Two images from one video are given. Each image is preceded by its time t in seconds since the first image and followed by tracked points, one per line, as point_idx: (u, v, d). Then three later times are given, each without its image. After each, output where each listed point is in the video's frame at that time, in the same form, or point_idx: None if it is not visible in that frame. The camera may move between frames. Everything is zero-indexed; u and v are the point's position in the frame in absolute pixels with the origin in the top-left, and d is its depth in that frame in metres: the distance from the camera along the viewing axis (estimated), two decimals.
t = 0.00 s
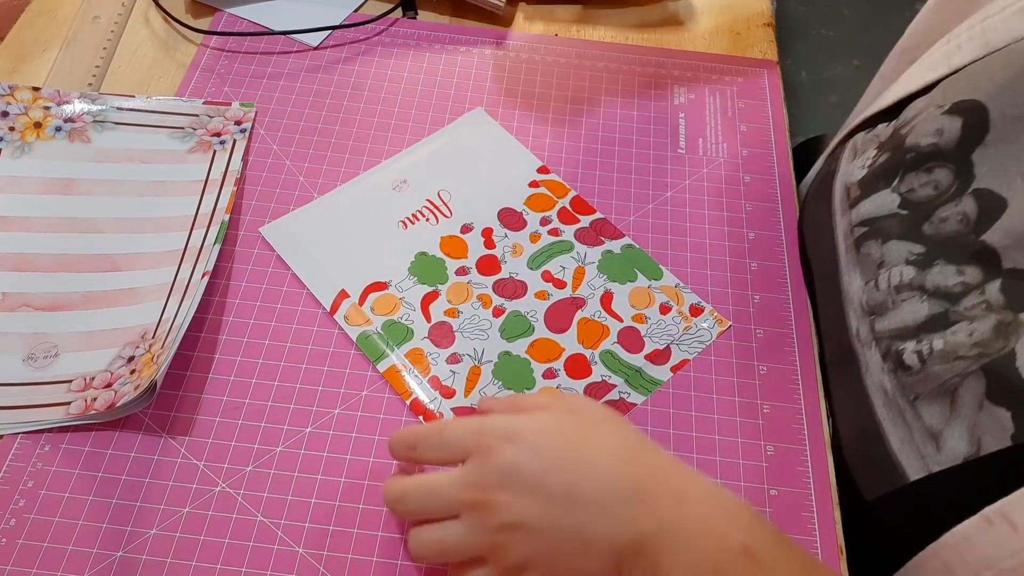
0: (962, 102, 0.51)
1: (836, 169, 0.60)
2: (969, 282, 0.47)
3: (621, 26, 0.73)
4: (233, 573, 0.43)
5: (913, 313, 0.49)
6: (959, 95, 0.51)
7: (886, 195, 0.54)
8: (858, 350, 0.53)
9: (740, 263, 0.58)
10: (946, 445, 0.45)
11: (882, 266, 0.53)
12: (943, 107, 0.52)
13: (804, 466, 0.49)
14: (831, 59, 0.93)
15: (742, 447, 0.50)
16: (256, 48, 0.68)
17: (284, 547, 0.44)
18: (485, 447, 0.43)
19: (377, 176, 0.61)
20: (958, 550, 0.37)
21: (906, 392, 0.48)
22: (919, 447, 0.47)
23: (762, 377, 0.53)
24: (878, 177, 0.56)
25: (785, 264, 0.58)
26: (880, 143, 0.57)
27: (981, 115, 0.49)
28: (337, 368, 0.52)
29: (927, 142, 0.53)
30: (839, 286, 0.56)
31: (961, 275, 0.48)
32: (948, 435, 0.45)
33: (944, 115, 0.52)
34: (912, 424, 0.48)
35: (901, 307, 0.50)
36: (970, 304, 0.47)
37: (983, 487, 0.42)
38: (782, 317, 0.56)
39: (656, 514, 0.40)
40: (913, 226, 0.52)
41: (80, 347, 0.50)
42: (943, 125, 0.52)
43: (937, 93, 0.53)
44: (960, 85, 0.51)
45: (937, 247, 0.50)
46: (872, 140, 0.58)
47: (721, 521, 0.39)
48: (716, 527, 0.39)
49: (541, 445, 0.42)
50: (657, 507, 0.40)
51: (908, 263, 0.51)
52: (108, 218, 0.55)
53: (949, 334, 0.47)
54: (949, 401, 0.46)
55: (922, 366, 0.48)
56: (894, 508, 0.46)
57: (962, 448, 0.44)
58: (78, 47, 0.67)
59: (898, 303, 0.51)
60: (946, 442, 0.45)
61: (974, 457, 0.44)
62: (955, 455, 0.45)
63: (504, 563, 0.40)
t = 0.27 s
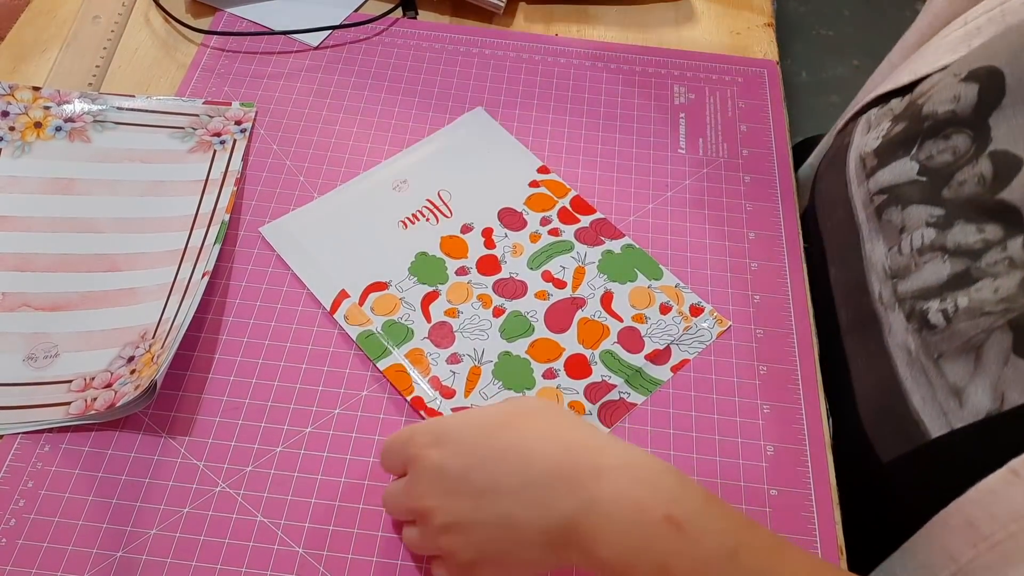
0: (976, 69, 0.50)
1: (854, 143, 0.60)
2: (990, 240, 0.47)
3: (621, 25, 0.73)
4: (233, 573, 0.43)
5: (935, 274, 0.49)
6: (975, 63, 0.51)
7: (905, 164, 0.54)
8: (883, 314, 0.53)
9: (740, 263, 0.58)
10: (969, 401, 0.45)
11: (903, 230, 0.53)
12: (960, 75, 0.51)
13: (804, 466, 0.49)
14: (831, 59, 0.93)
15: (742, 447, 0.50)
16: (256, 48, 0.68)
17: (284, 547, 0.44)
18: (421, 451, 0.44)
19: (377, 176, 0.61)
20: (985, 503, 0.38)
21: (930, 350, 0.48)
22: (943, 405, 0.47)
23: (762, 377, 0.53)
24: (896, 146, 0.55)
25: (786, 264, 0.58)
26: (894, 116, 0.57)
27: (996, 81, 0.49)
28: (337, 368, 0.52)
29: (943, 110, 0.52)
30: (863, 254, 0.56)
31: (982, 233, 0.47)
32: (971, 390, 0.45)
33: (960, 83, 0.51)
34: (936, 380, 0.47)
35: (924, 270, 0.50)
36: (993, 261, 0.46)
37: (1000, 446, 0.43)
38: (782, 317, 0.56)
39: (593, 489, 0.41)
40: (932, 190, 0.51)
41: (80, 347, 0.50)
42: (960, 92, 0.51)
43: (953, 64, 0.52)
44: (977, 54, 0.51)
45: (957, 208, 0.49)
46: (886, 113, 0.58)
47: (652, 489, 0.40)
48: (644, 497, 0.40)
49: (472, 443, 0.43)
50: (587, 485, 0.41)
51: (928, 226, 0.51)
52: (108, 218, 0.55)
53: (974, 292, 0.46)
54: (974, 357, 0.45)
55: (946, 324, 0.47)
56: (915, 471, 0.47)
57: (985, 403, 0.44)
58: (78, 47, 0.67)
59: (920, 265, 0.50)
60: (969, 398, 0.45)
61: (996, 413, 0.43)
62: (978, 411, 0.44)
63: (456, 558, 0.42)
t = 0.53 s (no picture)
0: (966, 55, 0.51)
1: (847, 132, 0.61)
2: (980, 217, 0.47)
3: (621, 25, 0.73)
4: (233, 573, 0.43)
5: (926, 253, 0.49)
6: (964, 48, 0.51)
7: (896, 148, 0.54)
8: (875, 295, 0.53)
9: (740, 263, 0.58)
10: (961, 376, 0.45)
11: (895, 213, 0.53)
12: (950, 60, 0.52)
13: (804, 466, 0.49)
14: (831, 60, 0.94)
15: (742, 447, 0.50)
16: (256, 48, 0.68)
17: (284, 547, 0.44)
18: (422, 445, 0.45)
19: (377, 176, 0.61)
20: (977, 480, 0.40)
21: (922, 329, 0.48)
22: (935, 382, 0.47)
23: (762, 376, 0.53)
24: (887, 131, 0.55)
25: (785, 264, 0.59)
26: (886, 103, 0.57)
27: (986, 64, 0.49)
28: (337, 368, 0.52)
29: (934, 95, 0.52)
30: (856, 239, 0.56)
31: (972, 211, 0.47)
32: (962, 366, 0.45)
33: (951, 68, 0.51)
34: (927, 358, 0.47)
35: (915, 249, 0.50)
36: (982, 238, 0.46)
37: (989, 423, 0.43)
38: (782, 317, 0.56)
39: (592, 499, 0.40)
40: (924, 172, 0.51)
41: (80, 347, 0.50)
42: (950, 78, 0.51)
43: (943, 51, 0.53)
44: (966, 39, 0.51)
45: (948, 188, 0.49)
46: (875, 103, 0.58)
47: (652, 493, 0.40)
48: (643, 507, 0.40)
49: (472, 441, 0.43)
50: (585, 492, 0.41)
51: (919, 207, 0.51)
52: (109, 218, 0.55)
53: (965, 268, 0.46)
54: (966, 332, 0.45)
55: (938, 302, 0.47)
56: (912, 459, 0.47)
57: (977, 377, 0.44)
58: (78, 47, 0.67)
59: (912, 245, 0.50)
60: (961, 374, 0.45)
61: (987, 386, 0.43)
62: (971, 385, 0.44)
63: (460, 549, 0.43)
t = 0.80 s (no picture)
0: (964, 48, 0.51)
1: (845, 125, 0.61)
2: (974, 205, 0.47)
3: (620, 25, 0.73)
4: (233, 573, 0.43)
5: (921, 240, 0.49)
6: (962, 43, 0.51)
7: (893, 139, 0.54)
8: (870, 282, 0.53)
9: (740, 263, 0.58)
10: (952, 360, 0.45)
11: (891, 202, 0.53)
12: (949, 55, 0.52)
13: (804, 465, 0.49)
14: (831, 60, 0.94)
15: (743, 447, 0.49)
16: (257, 48, 0.68)
17: (284, 547, 0.44)
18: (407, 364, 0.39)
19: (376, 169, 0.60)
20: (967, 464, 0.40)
21: (916, 315, 0.49)
22: (925, 367, 0.47)
23: (762, 377, 0.53)
24: (885, 123, 0.56)
25: (785, 264, 0.58)
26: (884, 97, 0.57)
27: (983, 56, 0.49)
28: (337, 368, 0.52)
29: (933, 86, 0.52)
30: (851, 227, 0.56)
31: (966, 199, 0.47)
32: (953, 351, 0.45)
33: (949, 61, 0.52)
34: (919, 343, 0.48)
35: (910, 237, 0.50)
36: (976, 225, 0.46)
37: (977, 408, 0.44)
38: (782, 317, 0.56)
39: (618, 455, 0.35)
40: (921, 162, 0.51)
41: (80, 347, 0.50)
42: (948, 70, 0.51)
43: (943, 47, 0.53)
44: (965, 35, 0.52)
45: (943, 177, 0.49)
46: (876, 97, 0.59)
47: (689, 473, 0.33)
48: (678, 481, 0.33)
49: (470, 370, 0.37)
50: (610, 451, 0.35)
51: (915, 196, 0.51)
52: (109, 218, 0.55)
53: (959, 255, 0.46)
54: (959, 318, 0.46)
55: (932, 288, 0.48)
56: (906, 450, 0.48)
57: (968, 362, 0.44)
58: (78, 48, 0.67)
59: (907, 233, 0.51)
60: (952, 359, 0.45)
61: (977, 370, 0.44)
62: (960, 370, 0.45)
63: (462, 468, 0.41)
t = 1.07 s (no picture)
0: (953, 52, 0.50)
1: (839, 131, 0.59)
2: (964, 208, 0.44)
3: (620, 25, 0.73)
4: (233, 573, 0.43)
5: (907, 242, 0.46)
6: (951, 47, 0.50)
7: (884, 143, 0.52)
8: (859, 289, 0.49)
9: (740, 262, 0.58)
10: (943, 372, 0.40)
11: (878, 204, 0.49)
12: (938, 59, 0.51)
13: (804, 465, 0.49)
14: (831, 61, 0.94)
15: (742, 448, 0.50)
16: (257, 48, 0.68)
17: (284, 547, 0.44)
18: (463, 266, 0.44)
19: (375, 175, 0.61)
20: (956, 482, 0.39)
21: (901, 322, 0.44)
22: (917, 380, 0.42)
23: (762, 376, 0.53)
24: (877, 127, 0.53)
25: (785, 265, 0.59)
26: (876, 103, 0.56)
27: (972, 60, 0.48)
28: (337, 368, 0.52)
29: (922, 90, 0.51)
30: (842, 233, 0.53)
31: (956, 203, 0.45)
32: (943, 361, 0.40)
33: (938, 66, 0.51)
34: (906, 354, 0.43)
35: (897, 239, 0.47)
36: (965, 227, 0.43)
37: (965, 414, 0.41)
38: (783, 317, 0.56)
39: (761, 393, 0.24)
40: (909, 166, 0.49)
41: (80, 347, 0.50)
42: (937, 74, 0.50)
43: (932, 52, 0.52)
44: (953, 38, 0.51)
45: (934, 181, 0.47)
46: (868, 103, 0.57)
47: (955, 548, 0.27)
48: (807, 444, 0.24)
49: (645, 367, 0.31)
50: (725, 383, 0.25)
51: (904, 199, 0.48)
52: (109, 218, 0.55)
53: (946, 259, 0.42)
54: (948, 324, 0.40)
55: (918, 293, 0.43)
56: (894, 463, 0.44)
57: (958, 369, 0.39)
58: (78, 48, 0.67)
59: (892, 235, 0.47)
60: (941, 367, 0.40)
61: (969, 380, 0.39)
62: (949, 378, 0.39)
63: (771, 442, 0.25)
